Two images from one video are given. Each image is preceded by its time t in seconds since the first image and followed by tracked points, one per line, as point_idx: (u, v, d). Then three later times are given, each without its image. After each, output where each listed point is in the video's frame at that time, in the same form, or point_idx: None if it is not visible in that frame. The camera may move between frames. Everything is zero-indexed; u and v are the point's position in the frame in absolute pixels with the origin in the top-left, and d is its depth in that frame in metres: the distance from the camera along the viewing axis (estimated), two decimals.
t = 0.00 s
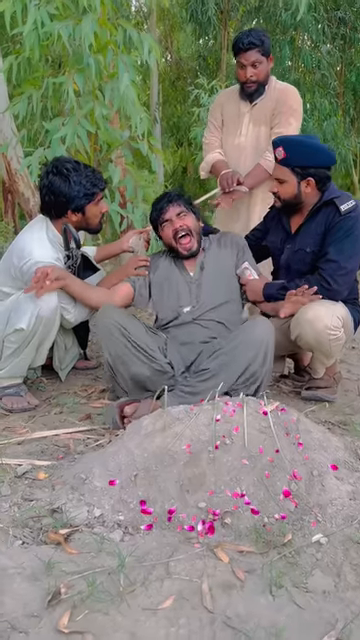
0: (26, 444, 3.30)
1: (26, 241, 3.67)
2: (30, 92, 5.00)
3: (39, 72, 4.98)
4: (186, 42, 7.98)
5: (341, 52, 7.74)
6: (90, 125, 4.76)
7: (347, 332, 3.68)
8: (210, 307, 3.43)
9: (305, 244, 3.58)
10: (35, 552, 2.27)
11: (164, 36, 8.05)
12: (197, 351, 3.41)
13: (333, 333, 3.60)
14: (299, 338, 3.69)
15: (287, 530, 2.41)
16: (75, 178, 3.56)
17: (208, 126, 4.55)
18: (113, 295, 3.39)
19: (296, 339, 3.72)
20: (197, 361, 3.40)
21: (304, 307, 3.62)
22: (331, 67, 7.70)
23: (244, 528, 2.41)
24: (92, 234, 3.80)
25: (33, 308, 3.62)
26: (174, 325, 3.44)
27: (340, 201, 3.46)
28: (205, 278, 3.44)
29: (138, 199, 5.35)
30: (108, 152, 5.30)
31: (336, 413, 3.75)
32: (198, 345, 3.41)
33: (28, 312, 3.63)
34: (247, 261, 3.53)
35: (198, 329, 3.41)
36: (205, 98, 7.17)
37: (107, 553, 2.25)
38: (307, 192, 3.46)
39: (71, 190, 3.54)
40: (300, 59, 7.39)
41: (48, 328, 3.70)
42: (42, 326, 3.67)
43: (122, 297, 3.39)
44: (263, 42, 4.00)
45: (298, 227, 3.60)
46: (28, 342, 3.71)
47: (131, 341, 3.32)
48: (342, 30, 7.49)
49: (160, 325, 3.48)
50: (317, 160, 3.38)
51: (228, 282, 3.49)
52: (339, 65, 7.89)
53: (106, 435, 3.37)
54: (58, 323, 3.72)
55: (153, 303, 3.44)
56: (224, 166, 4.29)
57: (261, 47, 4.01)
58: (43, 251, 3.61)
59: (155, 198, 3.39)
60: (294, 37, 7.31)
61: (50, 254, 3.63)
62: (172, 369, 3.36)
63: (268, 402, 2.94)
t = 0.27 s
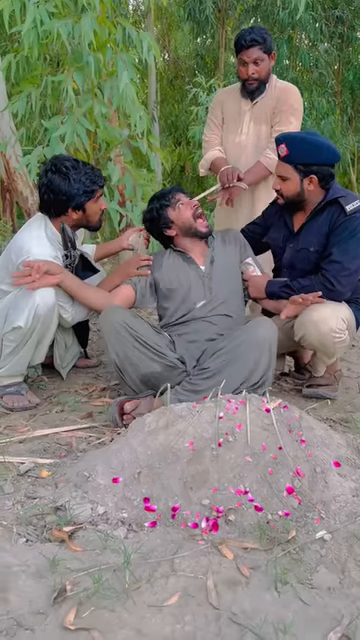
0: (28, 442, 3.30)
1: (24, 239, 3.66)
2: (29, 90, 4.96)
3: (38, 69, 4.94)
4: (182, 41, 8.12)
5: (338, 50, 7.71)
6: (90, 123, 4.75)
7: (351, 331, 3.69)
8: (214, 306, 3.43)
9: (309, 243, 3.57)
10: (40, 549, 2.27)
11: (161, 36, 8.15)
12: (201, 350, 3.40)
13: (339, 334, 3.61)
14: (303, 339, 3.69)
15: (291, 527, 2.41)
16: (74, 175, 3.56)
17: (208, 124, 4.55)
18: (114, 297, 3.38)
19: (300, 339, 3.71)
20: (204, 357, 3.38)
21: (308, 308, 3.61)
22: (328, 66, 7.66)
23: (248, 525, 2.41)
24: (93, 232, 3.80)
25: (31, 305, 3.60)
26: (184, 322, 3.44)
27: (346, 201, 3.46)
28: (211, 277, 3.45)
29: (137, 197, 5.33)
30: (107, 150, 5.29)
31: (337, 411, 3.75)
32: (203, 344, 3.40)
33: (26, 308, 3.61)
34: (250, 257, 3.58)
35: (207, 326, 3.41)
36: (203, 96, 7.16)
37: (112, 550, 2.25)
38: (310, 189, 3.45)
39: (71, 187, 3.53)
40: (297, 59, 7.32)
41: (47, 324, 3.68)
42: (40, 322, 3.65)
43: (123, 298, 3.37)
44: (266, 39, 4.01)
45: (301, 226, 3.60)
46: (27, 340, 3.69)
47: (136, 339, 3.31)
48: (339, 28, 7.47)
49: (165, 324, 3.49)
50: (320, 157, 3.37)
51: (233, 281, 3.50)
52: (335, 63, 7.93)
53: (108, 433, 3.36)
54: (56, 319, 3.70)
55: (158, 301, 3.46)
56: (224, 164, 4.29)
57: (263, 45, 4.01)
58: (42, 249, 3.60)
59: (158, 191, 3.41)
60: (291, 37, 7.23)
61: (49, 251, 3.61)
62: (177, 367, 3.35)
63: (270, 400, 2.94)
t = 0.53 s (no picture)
0: (29, 442, 3.30)
1: (23, 238, 3.63)
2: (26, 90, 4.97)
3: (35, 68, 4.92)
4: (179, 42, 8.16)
5: (334, 50, 7.71)
6: (87, 123, 4.73)
7: (347, 330, 3.72)
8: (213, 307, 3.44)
9: (304, 242, 3.58)
10: (42, 548, 2.27)
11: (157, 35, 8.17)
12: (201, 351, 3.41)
13: (334, 336, 3.62)
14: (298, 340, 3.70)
15: (293, 524, 2.41)
16: (67, 170, 3.56)
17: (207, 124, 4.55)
18: (110, 297, 3.35)
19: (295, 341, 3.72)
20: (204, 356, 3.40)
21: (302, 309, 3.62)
22: (325, 66, 7.66)
23: (250, 522, 2.42)
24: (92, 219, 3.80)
25: (30, 304, 3.60)
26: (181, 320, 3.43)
27: (341, 200, 3.47)
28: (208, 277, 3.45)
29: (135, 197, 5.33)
30: (105, 150, 5.27)
31: (336, 409, 3.76)
32: (203, 345, 3.41)
33: (25, 308, 3.60)
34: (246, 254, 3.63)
35: (204, 324, 3.42)
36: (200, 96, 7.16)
37: (114, 548, 2.25)
38: (303, 183, 3.45)
39: (69, 181, 3.54)
40: (294, 59, 7.34)
41: (46, 324, 3.68)
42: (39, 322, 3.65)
43: (120, 297, 3.35)
44: (267, 39, 4.04)
45: (296, 225, 3.62)
46: (26, 339, 3.69)
47: (136, 342, 3.32)
48: (335, 28, 7.49)
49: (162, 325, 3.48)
50: (317, 151, 3.36)
51: (229, 279, 3.51)
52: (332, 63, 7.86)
53: (109, 432, 3.36)
54: (54, 319, 3.71)
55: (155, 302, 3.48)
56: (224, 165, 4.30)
57: (264, 44, 4.05)
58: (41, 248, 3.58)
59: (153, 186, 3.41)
60: (288, 37, 7.23)
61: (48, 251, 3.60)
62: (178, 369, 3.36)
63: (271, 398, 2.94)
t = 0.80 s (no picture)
0: (26, 442, 3.30)
1: (18, 238, 3.63)
2: (21, 90, 4.94)
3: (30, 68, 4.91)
4: (174, 42, 8.14)
5: (329, 51, 7.73)
6: (83, 123, 4.73)
7: (343, 330, 3.74)
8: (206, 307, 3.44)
9: (300, 242, 3.59)
10: (41, 548, 2.27)
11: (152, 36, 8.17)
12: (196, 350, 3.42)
13: (328, 337, 3.63)
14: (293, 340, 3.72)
15: (291, 523, 2.42)
16: (59, 169, 3.56)
17: (206, 123, 4.55)
18: (104, 298, 3.36)
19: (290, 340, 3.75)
20: (199, 357, 3.40)
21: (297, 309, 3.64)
22: (320, 67, 7.66)
23: (248, 521, 2.42)
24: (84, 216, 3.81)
25: (25, 304, 3.59)
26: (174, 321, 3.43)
27: (336, 200, 3.49)
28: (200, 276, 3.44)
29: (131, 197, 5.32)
30: (101, 150, 5.26)
31: (332, 408, 3.77)
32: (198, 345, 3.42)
33: (21, 308, 3.60)
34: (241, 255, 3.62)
35: (198, 325, 3.42)
36: (195, 97, 7.17)
37: (113, 547, 2.26)
38: (301, 179, 3.45)
39: (61, 179, 3.54)
40: (289, 61, 7.33)
41: (41, 324, 3.68)
42: (34, 321, 3.65)
43: (113, 298, 3.35)
44: (270, 40, 4.03)
45: (292, 224, 3.63)
46: (22, 339, 3.69)
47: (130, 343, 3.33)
48: (330, 30, 7.52)
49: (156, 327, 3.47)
50: (315, 147, 3.37)
51: (223, 279, 3.51)
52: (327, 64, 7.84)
53: (107, 432, 3.35)
54: (49, 319, 3.71)
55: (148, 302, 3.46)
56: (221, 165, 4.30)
57: (268, 45, 4.04)
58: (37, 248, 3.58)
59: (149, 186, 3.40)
60: (283, 37, 7.24)
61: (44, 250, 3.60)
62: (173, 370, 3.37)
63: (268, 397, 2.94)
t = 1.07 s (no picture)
0: (24, 442, 3.29)
1: (16, 238, 3.62)
2: (18, 90, 4.91)
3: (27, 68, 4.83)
4: (170, 43, 8.15)
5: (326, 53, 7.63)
6: (80, 123, 4.73)
7: (343, 330, 3.74)
8: (203, 304, 3.43)
9: (304, 242, 3.59)
10: (39, 547, 2.27)
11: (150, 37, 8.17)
12: (192, 346, 3.42)
13: (329, 337, 3.64)
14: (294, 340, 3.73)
15: (290, 522, 2.42)
16: (56, 168, 3.56)
17: (201, 124, 4.59)
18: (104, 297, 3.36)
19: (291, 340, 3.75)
20: (194, 355, 3.40)
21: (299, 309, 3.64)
22: (317, 68, 7.61)
23: (247, 520, 2.42)
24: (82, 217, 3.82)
25: (25, 304, 3.59)
26: (169, 322, 3.43)
27: (342, 202, 3.49)
28: (196, 276, 3.43)
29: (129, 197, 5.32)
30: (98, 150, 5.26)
31: (330, 408, 3.77)
32: (194, 341, 3.42)
33: (21, 308, 3.60)
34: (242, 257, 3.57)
35: (192, 326, 3.42)
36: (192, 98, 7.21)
37: (112, 547, 2.26)
38: (311, 181, 3.47)
39: (55, 179, 3.53)
40: (285, 61, 7.39)
41: (41, 324, 3.68)
42: (34, 322, 3.65)
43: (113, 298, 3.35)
44: (262, 39, 4.04)
45: (296, 225, 3.63)
46: (21, 339, 3.68)
47: (126, 337, 3.32)
48: (327, 30, 7.42)
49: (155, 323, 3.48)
50: (324, 144, 3.39)
51: (222, 277, 3.50)
52: (324, 64, 7.67)
53: (105, 432, 3.35)
54: (50, 319, 3.71)
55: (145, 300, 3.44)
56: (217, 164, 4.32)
57: (260, 44, 4.05)
58: (36, 248, 3.58)
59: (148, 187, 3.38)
60: (280, 38, 7.29)
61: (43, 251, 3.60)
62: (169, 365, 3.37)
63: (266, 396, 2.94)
